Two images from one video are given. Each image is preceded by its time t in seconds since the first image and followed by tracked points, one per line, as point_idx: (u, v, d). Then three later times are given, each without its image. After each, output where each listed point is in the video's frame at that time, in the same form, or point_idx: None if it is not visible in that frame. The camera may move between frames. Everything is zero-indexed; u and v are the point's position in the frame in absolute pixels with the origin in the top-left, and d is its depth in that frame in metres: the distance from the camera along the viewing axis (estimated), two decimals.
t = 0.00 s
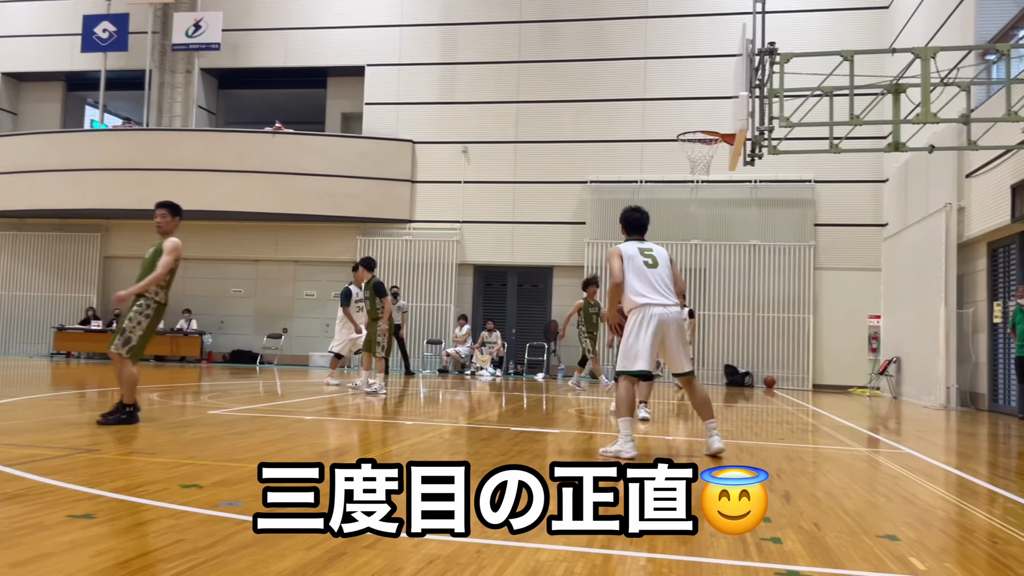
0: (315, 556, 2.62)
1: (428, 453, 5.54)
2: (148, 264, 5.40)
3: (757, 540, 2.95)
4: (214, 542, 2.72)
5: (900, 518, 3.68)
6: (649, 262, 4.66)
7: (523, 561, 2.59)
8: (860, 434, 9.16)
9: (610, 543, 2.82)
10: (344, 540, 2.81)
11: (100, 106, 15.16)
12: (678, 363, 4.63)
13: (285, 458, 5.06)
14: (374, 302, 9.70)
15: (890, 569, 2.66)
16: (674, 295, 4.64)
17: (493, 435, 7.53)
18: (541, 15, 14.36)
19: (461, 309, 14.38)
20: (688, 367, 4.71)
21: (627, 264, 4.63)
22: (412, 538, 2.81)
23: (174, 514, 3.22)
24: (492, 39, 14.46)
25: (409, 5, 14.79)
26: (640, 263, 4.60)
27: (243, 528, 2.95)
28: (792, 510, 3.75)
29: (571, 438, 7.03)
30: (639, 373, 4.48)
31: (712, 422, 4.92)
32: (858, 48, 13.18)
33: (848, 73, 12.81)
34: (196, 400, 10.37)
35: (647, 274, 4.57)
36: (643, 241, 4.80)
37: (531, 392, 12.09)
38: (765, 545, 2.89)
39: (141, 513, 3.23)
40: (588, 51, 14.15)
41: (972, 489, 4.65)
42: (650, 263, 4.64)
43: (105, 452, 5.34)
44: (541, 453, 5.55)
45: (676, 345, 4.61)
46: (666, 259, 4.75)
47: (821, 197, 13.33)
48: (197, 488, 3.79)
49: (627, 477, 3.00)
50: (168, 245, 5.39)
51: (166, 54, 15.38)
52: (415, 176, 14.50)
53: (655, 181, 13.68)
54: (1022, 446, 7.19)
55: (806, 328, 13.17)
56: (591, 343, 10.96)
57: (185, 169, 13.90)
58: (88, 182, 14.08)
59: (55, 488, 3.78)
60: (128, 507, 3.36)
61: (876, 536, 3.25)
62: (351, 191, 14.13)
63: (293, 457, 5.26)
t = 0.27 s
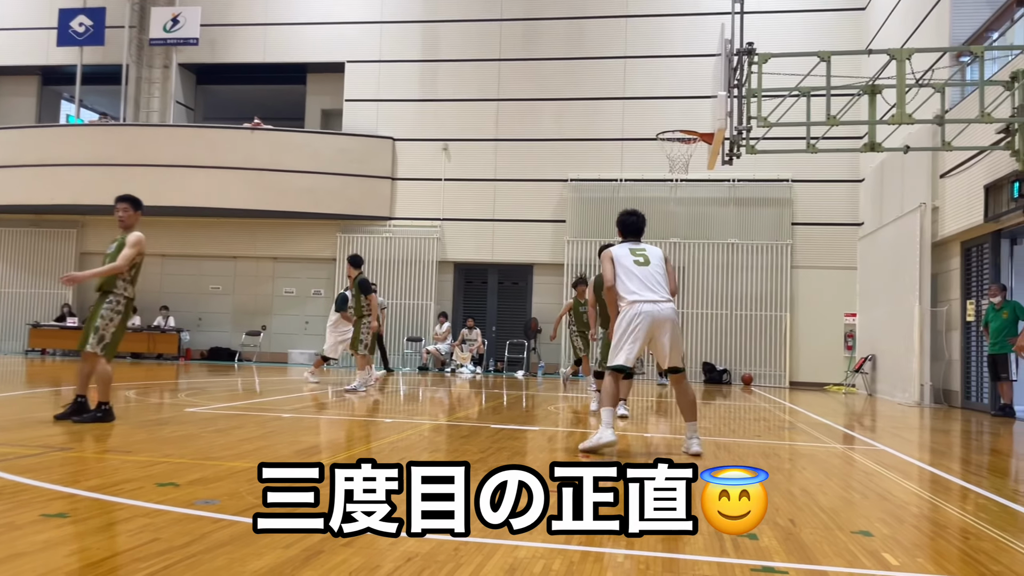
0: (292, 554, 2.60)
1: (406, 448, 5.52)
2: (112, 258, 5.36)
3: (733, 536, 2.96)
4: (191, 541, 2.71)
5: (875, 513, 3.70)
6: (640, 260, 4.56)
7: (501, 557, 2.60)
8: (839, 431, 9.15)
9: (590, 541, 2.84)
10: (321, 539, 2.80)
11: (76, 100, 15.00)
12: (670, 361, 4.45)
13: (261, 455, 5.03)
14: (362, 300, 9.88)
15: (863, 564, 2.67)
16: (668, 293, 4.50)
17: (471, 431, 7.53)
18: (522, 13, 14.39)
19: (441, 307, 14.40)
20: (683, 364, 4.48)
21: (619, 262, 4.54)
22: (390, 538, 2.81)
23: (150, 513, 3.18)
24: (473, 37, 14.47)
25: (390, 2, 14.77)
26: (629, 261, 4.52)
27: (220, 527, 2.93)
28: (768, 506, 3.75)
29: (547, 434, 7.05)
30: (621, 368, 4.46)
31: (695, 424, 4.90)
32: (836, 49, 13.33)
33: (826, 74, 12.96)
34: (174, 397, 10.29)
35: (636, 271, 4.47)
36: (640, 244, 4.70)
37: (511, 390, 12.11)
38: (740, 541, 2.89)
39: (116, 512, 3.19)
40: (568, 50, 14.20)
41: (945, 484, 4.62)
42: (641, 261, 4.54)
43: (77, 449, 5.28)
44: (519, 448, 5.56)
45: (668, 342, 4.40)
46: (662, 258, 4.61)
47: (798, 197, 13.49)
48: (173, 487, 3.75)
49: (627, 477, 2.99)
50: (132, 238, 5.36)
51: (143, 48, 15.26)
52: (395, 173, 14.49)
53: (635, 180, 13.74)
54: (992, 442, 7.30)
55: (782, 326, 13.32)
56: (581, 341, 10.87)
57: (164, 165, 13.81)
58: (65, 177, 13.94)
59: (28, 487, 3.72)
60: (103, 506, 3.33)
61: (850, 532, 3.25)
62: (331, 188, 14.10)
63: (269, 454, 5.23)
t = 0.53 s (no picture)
0: (275, 554, 2.55)
1: (389, 445, 5.45)
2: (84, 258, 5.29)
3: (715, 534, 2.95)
4: (173, 541, 2.66)
5: (858, 511, 3.65)
6: (634, 263, 4.51)
7: (484, 557, 2.57)
8: (821, 428, 8.93)
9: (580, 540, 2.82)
10: (303, 539, 2.75)
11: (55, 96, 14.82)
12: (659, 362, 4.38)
13: (240, 453, 4.96)
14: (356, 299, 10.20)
15: (845, 563, 2.63)
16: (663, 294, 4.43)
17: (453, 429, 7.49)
18: (506, 11, 14.38)
19: (425, 305, 14.37)
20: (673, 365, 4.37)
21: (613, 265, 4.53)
22: (372, 538, 2.77)
23: (131, 513, 3.11)
24: (457, 35, 14.45)
25: None
26: (621, 264, 4.49)
27: (201, 527, 2.86)
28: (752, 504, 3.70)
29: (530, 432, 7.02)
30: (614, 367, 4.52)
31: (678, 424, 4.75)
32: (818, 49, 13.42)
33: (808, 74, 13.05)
34: (155, 396, 10.17)
35: (626, 274, 4.44)
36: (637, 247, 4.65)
37: (495, 389, 12.07)
38: (722, 541, 2.85)
39: (95, 513, 3.11)
40: (553, 48, 14.21)
41: (926, 482, 4.50)
42: (634, 263, 4.50)
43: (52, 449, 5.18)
44: (503, 445, 5.51)
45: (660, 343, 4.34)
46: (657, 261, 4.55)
47: (781, 196, 13.58)
48: (154, 487, 3.67)
49: (627, 477, 2.97)
50: (103, 237, 5.28)
51: (124, 44, 15.14)
52: (379, 171, 14.43)
53: (618, 179, 13.75)
54: (971, 440, 7.35)
55: (765, 324, 13.39)
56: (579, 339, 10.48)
57: (146, 162, 13.70)
58: (45, 174, 13.80)
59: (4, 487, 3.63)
60: (81, 505, 3.25)
61: (832, 530, 3.19)
62: (315, 185, 14.03)
63: (250, 452, 5.15)
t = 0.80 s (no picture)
0: (262, 555, 2.53)
1: (376, 442, 5.42)
2: (65, 258, 5.24)
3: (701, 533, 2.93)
4: (159, 542, 2.65)
5: (846, 509, 3.61)
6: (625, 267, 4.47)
7: (470, 558, 2.56)
8: (805, 427, 8.78)
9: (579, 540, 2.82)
10: (290, 540, 2.74)
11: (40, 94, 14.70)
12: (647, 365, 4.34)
13: (225, 452, 4.92)
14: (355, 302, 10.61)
15: (833, 564, 2.60)
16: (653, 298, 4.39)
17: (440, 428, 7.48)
18: (494, 11, 14.40)
19: (413, 305, 14.36)
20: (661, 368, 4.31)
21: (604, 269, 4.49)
22: (358, 539, 2.77)
23: (115, 515, 3.08)
24: (445, 35, 14.47)
25: None
26: (612, 270, 4.46)
27: (186, 528, 2.85)
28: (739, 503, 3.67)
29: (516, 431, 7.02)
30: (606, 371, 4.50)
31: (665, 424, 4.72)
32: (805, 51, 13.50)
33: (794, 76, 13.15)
34: (141, 396, 10.10)
35: (616, 280, 4.40)
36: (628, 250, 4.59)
37: (483, 389, 12.05)
38: (709, 541, 2.84)
39: (79, 514, 3.08)
40: (541, 49, 14.25)
41: (912, 482, 4.35)
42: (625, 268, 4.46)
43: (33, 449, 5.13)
44: (491, 443, 5.49)
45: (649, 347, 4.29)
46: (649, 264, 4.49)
47: (768, 197, 13.67)
48: (138, 487, 3.63)
49: (627, 477, 3.01)
50: (82, 235, 5.25)
51: (109, 43, 15.09)
52: (366, 171, 14.42)
53: (606, 179, 13.79)
54: (955, 439, 7.39)
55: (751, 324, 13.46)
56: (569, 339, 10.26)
57: (133, 161, 13.66)
58: (30, 172, 13.72)
59: None
60: (66, 506, 3.21)
61: (818, 529, 3.14)
62: (302, 184, 14.00)
63: (235, 450, 5.11)
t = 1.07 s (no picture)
0: (251, 557, 2.52)
1: (366, 442, 5.40)
2: (59, 260, 5.14)
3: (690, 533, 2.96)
4: (148, 545, 2.63)
5: (833, 509, 3.60)
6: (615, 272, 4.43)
7: (460, 560, 2.55)
8: (796, 429, 8.79)
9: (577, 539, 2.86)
10: (279, 541, 2.72)
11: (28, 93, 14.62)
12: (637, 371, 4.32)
13: (212, 453, 4.90)
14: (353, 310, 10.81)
15: (820, 564, 2.61)
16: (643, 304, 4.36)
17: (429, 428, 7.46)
18: (485, 13, 14.43)
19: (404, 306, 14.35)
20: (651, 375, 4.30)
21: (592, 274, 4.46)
22: (348, 540, 2.75)
23: (102, 517, 3.05)
24: (436, 36, 14.49)
25: None
26: (603, 274, 4.41)
27: (174, 531, 2.83)
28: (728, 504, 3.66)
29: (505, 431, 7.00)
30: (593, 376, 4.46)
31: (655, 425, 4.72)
32: (794, 53, 13.58)
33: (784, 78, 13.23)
34: (130, 397, 10.04)
35: (607, 285, 4.36)
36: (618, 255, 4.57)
37: (474, 390, 12.03)
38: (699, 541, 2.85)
39: (65, 516, 3.05)
40: (531, 50, 14.28)
41: (900, 483, 4.35)
42: (615, 273, 4.42)
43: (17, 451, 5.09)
44: (480, 442, 5.48)
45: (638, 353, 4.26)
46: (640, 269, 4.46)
47: (757, 198, 13.74)
48: (126, 490, 3.60)
49: (627, 477, 3.01)
50: (76, 236, 5.18)
51: (98, 42, 15.05)
52: (357, 172, 14.42)
53: (596, 180, 13.82)
54: (943, 440, 7.44)
55: (741, 326, 13.52)
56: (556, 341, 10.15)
57: (123, 162, 13.63)
58: (19, 171, 13.71)
59: None
60: (53, 509, 3.18)
61: (806, 530, 3.14)
62: (292, 184, 13.98)
63: (223, 451, 5.09)
